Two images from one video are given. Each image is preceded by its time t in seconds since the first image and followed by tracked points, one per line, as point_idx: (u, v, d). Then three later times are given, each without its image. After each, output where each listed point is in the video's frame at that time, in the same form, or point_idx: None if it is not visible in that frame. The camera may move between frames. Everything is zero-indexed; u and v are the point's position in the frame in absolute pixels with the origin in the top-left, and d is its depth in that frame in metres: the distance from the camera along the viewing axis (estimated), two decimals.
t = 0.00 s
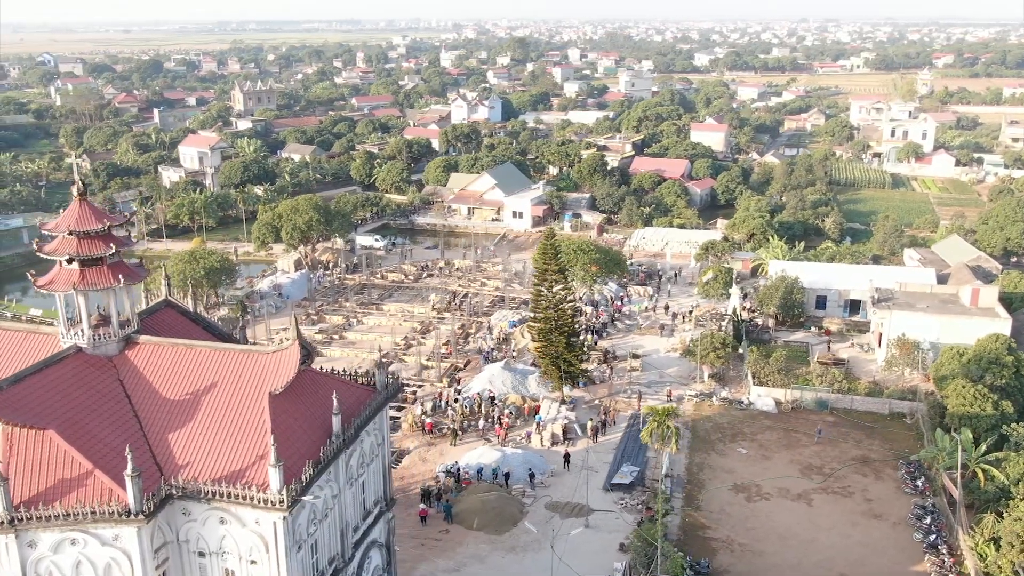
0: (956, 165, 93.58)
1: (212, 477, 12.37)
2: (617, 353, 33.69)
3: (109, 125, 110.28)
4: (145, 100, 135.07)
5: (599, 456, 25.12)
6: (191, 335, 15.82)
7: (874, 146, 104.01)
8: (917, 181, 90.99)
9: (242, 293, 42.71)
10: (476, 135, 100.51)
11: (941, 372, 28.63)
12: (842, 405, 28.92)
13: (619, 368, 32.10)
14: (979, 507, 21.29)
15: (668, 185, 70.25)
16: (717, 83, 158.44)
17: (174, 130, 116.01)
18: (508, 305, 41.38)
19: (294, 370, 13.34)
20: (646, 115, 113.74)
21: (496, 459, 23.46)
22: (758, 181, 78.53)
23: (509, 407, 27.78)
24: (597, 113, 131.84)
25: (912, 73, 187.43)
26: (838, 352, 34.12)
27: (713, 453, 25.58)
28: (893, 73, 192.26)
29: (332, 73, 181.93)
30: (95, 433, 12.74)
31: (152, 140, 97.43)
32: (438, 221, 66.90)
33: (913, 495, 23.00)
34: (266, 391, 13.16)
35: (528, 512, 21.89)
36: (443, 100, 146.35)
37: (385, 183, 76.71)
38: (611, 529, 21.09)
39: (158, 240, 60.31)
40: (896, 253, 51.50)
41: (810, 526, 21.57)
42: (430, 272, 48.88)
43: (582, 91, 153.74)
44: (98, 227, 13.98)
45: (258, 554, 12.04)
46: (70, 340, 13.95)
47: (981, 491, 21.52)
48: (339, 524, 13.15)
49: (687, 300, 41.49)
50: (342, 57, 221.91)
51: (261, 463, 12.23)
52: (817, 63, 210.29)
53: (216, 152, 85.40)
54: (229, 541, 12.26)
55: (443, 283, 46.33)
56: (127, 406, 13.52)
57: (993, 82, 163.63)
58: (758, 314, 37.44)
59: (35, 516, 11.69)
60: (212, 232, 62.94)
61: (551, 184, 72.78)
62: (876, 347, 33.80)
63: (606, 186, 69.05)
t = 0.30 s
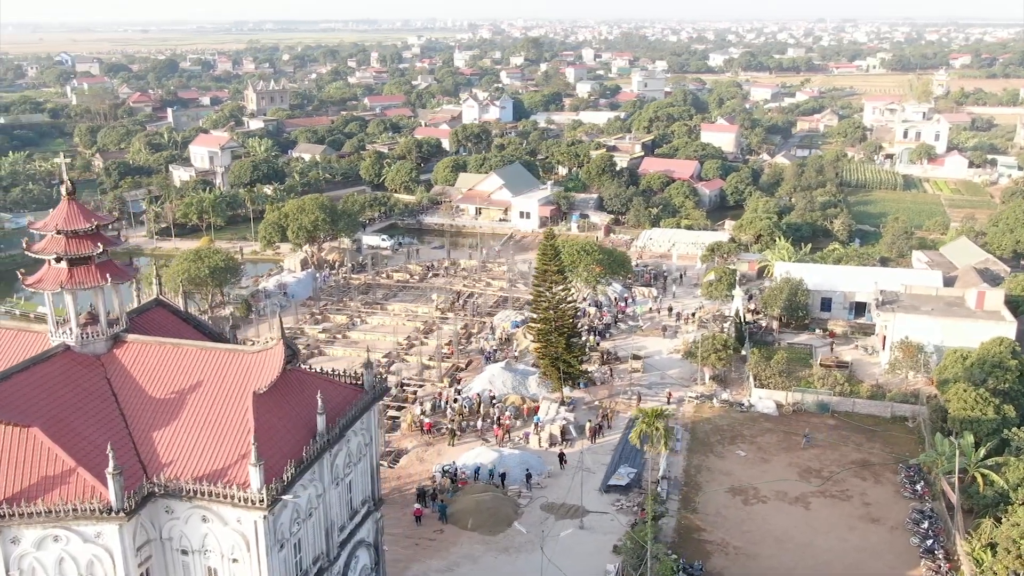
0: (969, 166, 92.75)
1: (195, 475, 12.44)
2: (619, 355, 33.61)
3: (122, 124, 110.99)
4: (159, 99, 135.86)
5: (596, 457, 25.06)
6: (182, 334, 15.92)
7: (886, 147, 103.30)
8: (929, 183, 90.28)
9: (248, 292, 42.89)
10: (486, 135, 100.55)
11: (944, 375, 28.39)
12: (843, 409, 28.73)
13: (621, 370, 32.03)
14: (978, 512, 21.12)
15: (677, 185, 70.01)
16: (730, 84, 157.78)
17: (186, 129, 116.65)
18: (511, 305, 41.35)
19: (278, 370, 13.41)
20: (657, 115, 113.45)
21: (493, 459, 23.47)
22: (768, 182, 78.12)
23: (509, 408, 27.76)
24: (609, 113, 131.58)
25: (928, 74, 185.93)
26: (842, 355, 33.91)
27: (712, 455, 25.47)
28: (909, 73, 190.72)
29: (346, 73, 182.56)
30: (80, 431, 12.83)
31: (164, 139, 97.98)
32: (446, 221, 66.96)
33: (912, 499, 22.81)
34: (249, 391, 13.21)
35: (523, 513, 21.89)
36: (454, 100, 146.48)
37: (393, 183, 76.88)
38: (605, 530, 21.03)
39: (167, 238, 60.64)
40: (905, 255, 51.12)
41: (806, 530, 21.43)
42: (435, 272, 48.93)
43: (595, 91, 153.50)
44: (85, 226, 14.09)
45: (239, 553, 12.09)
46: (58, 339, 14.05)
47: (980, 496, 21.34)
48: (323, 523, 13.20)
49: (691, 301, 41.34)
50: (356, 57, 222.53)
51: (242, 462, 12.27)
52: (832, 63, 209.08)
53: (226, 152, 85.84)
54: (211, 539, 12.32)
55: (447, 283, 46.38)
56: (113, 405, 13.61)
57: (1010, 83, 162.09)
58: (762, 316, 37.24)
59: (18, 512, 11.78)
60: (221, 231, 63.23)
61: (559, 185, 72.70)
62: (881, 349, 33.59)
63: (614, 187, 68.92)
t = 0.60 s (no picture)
0: (983, 168, 91.91)
1: (179, 474, 12.51)
2: (621, 356, 33.57)
3: (137, 124, 111.83)
4: (173, 99, 136.64)
5: (593, 459, 25.03)
6: (173, 333, 16.05)
7: (899, 148, 102.59)
8: (942, 185, 89.56)
9: (253, 291, 43.03)
10: (497, 136, 100.57)
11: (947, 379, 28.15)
12: (845, 412, 28.54)
13: (622, 372, 31.99)
14: (977, 518, 20.96)
15: (686, 186, 69.77)
16: (744, 85, 157.08)
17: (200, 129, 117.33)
18: (515, 306, 41.33)
19: (263, 369, 13.48)
20: (669, 116, 113.17)
21: (489, 460, 23.50)
22: (778, 183, 77.74)
23: (508, 409, 27.76)
24: (620, 113, 131.32)
25: (945, 75, 184.31)
26: (846, 358, 33.69)
27: (710, 458, 25.39)
28: (926, 74, 189.11)
29: (360, 73, 183.18)
30: (66, 430, 12.91)
31: (177, 139, 98.57)
32: (454, 222, 67.05)
33: (910, 504, 22.64)
34: (234, 390, 13.29)
35: (518, 514, 21.90)
36: (467, 100, 146.58)
37: (403, 183, 77.07)
38: (600, 532, 21.01)
39: (176, 238, 60.99)
40: (913, 258, 50.70)
41: (802, 534, 21.32)
42: (441, 272, 48.99)
43: (607, 92, 153.21)
44: (75, 226, 14.22)
45: (221, 551, 12.15)
46: (47, 337, 14.16)
47: (979, 501, 21.17)
48: (309, 523, 13.23)
49: (696, 303, 41.19)
50: (370, 57, 223.20)
51: (225, 462, 12.35)
52: (848, 64, 207.67)
53: (236, 152, 86.27)
54: (194, 538, 12.38)
55: (452, 283, 46.45)
56: (100, 403, 13.69)
57: None
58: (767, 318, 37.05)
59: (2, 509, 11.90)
60: (229, 231, 63.54)
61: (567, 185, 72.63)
62: (885, 352, 33.35)
63: (623, 187, 68.77)
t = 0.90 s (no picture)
0: (997, 170, 91.02)
1: (162, 473, 12.58)
2: (622, 358, 33.51)
3: (151, 123, 112.60)
4: (187, 98, 137.43)
5: (591, 460, 24.99)
6: (163, 332, 16.16)
7: (912, 149, 101.79)
8: (955, 186, 88.82)
9: (259, 290, 43.25)
10: (507, 136, 100.58)
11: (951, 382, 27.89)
12: (847, 415, 28.34)
13: (624, 373, 31.92)
14: (975, 523, 20.80)
15: (695, 187, 69.50)
16: (758, 85, 156.31)
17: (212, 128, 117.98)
18: (519, 306, 41.32)
19: (249, 368, 13.56)
20: (680, 116, 112.83)
21: (486, 461, 23.49)
22: (788, 184, 77.31)
23: (507, 410, 27.76)
24: (632, 114, 131.01)
25: (961, 75, 182.60)
26: (849, 360, 33.46)
27: (709, 460, 25.29)
28: (943, 74, 187.42)
29: (374, 73, 183.71)
30: (51, 428, 13.00)
31: (189, 138, 99.16)
32: (461, 221, 67.11)
33: (909, 508, 22.46)
34: (219, 389, 13.37)
35: (514, 515, 21.89)
36: (479, 100, 146.64)
37: (412, 183, 77.21)
38: (594, 534, 20.97)
39: (185, 237, 61.34)
40: (923, 260, 50.25)
41: (798, 537, 21.21)
42: (446, 272, 49.02)
43: (620, 92, 152.87)
44: (63, 225, 14.36)
45: (203, 550, 12.20)
46: (36, 336, 14.26)
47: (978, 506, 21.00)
48: (294, 523, 13.29)
49: (700, 304, 41.05)
50: (384, 57, 223.73)
51: (208, 460, 12.41)
52: (863, 64, 206.27)
53: (247, 151, 86.69)
54: (177, 536, 12.45)
55: (457, 283, 46.51)
56: (87, 401, 13.78)
57: None
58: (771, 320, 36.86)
59: None
60: (238, 230, 63.85)
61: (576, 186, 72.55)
62: (889, 355, 33.09)
63: (631, 188, 68.57)
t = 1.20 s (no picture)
0: (1012, 172, 90.11)
1: (146, 471, 12.67)
2: (624, 359, 33.45)
3: (165, 123, 113.36)
4: (201, 97, 138.22)
5: (589, 461, 24.95)
6: (155, 330, 16.28)
7: (925, 150, 101.01)
8: (968, 188, 88.02)
9: (265, 289, 43.47)
10: (518, 136, 100.57)
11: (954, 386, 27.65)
12: (849, 418, 28.16)
13: (625, 374, 31.85)
14: (975, 528, 20.61)
15: (704, 188, 69.24)
16: (772, 85, 155.53)
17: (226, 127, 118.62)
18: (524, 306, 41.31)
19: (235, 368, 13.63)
20: (692, 117, 112.46)
21: (483, 461, 23.52)
22: (798, 185, 76.87)
23: (506, 410, 27.77)
24: (644, 114, 130.68)
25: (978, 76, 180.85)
26: (854, 363, 33.22)
27: (708, 462, 25.18)
28: (960, 75, 185.71)
29: (388, 74, 184.21)
30: (38, 425, 13.09)
31: (202, 138, 99.75)
32: (470, 222, 67.15)
33: (909, 512, 22.28)
34: (205, 388, 13.44)
35: (509, 516, 21.88)
36: (491, 100, 146.70)
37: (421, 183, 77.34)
38: (589, 535, 20.94)
39: (194, 236, 61.70)
40: (932, 262, 49.83)
41: (795, 541, 21.07)
42: (452, 272, 49.08)
43: (633, 92, 152.48)
44: (53, 224, 14.49)
45: (186, 548, 12.26)
46: (26, 333, 14.37)
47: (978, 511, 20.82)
48: (279, 522, 13.34)
49: (705, 306, 40.88)
50: (399, 57, 224.35)
51: (191, 459, 12.47)
52: (879, 65, 204.84)
53: (258, 151, 87.12)
54: (160, 534, 12.52)
55: (463, 283, 46.57)
56: (75, 399, 13.89)
57: None
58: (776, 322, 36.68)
59: None
60: (247, 229, 64.15)
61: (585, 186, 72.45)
62: (894, 357, 32.85)
63: (640, 188, 68.42)
